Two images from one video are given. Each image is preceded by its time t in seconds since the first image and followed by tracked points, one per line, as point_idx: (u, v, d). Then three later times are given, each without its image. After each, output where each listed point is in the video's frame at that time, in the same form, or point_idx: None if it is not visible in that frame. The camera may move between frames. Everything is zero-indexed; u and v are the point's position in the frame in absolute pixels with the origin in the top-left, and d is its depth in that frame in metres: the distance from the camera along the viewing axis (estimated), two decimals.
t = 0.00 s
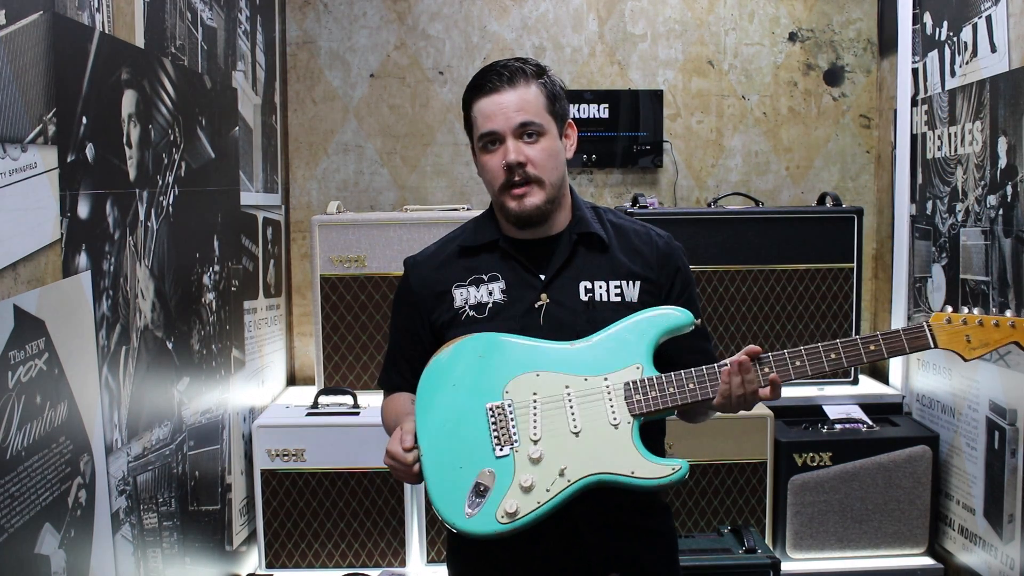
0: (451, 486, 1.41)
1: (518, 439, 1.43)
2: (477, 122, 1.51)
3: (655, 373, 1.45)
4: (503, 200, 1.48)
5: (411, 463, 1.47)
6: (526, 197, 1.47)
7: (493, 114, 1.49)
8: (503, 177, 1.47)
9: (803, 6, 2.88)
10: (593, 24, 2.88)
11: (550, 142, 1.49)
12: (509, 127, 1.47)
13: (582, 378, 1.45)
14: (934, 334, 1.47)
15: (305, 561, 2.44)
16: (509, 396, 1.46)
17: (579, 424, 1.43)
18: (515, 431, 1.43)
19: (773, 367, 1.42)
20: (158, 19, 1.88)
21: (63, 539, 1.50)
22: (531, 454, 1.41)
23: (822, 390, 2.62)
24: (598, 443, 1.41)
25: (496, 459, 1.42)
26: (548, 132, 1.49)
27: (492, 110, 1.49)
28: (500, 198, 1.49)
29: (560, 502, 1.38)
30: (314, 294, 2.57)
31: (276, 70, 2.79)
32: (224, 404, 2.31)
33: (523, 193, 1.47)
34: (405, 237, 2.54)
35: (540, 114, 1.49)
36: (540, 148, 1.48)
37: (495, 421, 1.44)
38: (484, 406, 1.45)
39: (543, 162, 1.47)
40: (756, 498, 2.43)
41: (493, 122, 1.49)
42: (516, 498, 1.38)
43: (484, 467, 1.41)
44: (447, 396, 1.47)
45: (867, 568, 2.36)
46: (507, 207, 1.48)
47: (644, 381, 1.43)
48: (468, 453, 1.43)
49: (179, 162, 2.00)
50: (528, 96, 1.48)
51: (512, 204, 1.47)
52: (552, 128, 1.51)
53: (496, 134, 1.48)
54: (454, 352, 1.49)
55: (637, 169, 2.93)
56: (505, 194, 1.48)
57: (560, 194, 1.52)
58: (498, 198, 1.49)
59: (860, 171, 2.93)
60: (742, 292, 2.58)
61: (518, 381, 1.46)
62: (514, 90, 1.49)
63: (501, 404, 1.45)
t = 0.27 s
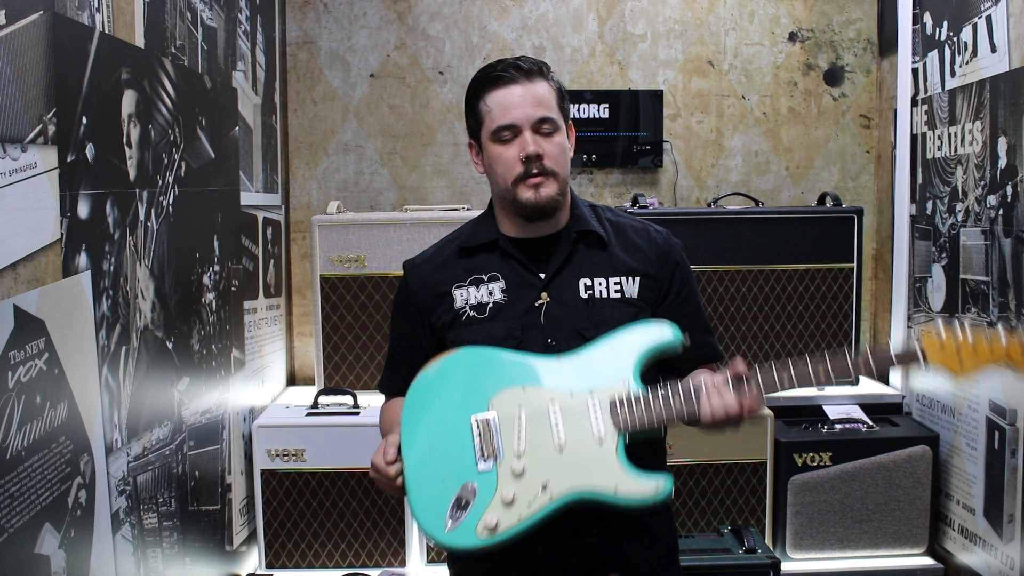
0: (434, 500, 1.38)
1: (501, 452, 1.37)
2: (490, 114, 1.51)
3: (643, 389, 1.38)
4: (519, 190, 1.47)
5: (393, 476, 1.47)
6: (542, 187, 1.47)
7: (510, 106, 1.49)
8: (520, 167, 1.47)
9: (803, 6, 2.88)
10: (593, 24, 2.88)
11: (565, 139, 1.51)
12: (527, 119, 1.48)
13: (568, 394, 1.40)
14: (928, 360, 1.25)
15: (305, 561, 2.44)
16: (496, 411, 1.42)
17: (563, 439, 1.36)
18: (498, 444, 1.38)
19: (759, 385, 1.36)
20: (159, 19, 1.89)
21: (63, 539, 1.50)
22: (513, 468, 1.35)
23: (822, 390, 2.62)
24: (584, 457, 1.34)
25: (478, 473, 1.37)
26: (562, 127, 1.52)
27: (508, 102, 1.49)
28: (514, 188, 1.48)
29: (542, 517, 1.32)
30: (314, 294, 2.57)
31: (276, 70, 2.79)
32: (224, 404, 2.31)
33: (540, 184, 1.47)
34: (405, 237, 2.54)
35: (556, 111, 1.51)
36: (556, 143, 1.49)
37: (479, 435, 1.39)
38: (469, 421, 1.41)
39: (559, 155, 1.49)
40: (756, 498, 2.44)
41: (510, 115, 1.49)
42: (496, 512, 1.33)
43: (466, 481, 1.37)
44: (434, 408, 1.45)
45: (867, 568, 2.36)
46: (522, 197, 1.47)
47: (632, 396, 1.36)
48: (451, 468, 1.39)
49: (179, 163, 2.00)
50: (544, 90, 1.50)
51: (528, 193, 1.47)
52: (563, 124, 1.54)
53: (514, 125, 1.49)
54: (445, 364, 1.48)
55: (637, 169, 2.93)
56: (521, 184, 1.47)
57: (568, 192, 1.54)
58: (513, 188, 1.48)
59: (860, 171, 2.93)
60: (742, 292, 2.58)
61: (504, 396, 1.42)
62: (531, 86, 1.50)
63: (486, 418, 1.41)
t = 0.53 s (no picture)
0: (429, 506, 1.42)
1: (499, 468, 1.43)
2: (472, 114, 1.52)
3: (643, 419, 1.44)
4: (500, 189, 1.48)
5: (391, 478, 1.47)
6: (521, 184, 1.46)
7: (487, 104, 1.49)
8: (498, 166, 1.47)
9: (803, 6, 2.88)
10: (593, 24, 2.88)
11: (545, 132, 1.49)
12: (504, 117, 1.48)
13: (568, 415, 1.44)
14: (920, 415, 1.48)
15: (305, 561, 2.44)
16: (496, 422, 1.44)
17: (561, 462, 1.42)
18: (497, 460, 1.43)
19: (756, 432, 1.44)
20: (159, 19, 1.88)
21: (63, 539, 1.50)
22: (511, 486, 1.41)
23: (822, 390, 2.62)
24: (578, 482, 1.42)
25: (476, 485, 1.42)
26: (544, 123, 1.49)
27: (487, 102, 1.49)
28: (496, 187, 1.49)
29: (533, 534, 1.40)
30: (314, 294, 2.57)
31: (276, 70, 2.79)
32: (224, 404, 2.31)
33: (519, 181, 1.46)
34: (405, 237, 2.54)
35: (533, 105, 1.49)
36: (535, 137, 1.47)
37: (478, 448, 1.43)
38: (469, 431, 1.44)
39: (538, 151, 1.47)
40: (756, 498, 2.44)
41: (487, 113, 1.49)
42: (490, 528, 1.40)
43: (462, 492, 1.42)
44: (434, 412, 1.45)
45: (867, 568, 2.36)
46: (503, 196, 1.48)
47: (631, 427, 1.42)
48: (449, 476, 1.42)
49: (179, 163, 2.00)
50: (522, 88, 1.49)
51: (508, 192, 1.47)
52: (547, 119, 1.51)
53: (491, 124, 1.48)
54: (446, 367, 1.46)
55: (637, 169, 2.93)
56: (501, 183, 1.47)
57: (556, 185, 1.51)
58: (494, 186, 1.48)
59: (860, 171, 2.93)
60: (742, 292, 2.58)
61: (505, 411, 1.44)
62: (509, 82, 1.49)
63: (486, 431, 1.44)
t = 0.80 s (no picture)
0: (435, 506, 1.42)
1: (504, 468, 1.43)
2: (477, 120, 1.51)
3: (646, 417, 1.44)
4: (505, 195, 1.47)
5: (399, 479, 1.47)
6: (528, 190, 1.46)
7: (493, 110, 1.48)
8: (505, 172, 1.46)
9: (803, 6, 2.88)
10: (594, 24, 2.88)
11: (550, 138, 1.49)
12: (510, 123, 1.47)
13: (572, 414, 1.44)
14: (925, 408, 1.46)
15: (305, 561, 2.44)
16: (501, 422, 1.45)
17: (566, 462, 1.42)
18: (502, 459, 1.43)
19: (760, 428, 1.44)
20: (159, 19, 1.88)
21: (63, 539, 1.50)
22: (516, 485, 1.42)
23: (822, 390, 2.62)
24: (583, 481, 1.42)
25: (482, 485, 1.43)
26: (548, 128, 1.49)
27: (492, 107, 1.48)
28: (502, 193, 1.48)
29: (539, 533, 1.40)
30: (314, 294, 2.57)
31: (276, 70, 2.79)
32: (224, 404, 2.31)
33: (525, 187, 1.46)
34: (405, 237, 2.54)
35: (538, 111, 1.49)
36: (540, 144, 1.48)
37: (483, 448, 1.43)
38: (473, 431, 1.44)
39: (544, 157, 1.47)
40: (756, 498, 2.44)
41: (492, 119, 1.48)
42: (496, 527, 1.40)
43: (468, 492, 1.42)
44: (439, 413, 1.45)
45: (867, 568, 2.36)
46: (508, 202, 1.47)
47: (634, 425, 1.42)
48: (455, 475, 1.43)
49: (179, 163, 2.00)
50: (527, 93, 1.49)
51: (514, 199, 1.46)
52: (551, 124, 1.51)
53: (496, 130, 1.48)
54: (450, 368, 1.46)
55: (637, 169, 2.93)
56: (507, 189, 1.47)
57: (560, 191, 1.52)
58: (500, 192, 1.48)
59: (860, 171, 2.93)
60: (742, 291, 2.58)
61: (509, 411, 1.44)
62: (513, 87, 1.49)
63: (491, 431, 1.44)
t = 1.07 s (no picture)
0: (435, 505, 1.42)
1: (504, 467, 1.43)
2: (474, 122, 1.51)
3: (645, 415, 1.44)
4: (503, 196, 1.47)
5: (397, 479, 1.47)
6: (525, 190, 1.46)
7: (489, 111, 1.48)
8: (501, 173, 1.46)
9: (803, 6, 2.88)
10: (593, 24, 2.88)
11: (547, 139, 1.49)
12: (506, 124, 1.47)
13: (571, 413, 1.44)
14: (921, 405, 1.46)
15: (305, 561, 2.44)
16: (500, 421, 1.45)
17: (565, 460, 1.42)
18: (502, 458, 1.43)
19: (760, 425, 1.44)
20: (159, 19, 1.88)
21: (63, 539, 1.50)
22: (516, 484, 1.41)
23: (822, 390, 2.62)
24: (583, 479, 1.42)
25: (481, 484, 1.42)
26: (545, 129, 1.49)
27: (489, 108, 1.48)
28: (499, 194, 1.48)
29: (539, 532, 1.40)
30: (314, 294, 2.57)
31: (276, 70, 2.79)
32: (224, 404, 2.31)
33: (523, 188, 1.46)
34: (405, 237, 2.54)
35: (535, 112, 1.48)
36: (538, 145, 1.47)
37: (482, 447, 1.43)
38: (472, 430, 1.44)
39: (541, 158, 1.47)
40: (756, 498, 2.44)
41: (489, 120, 1.48)
42: (496, 526, 1.40)
43: (467, 492, 1.42)
44: (438, 413, 1.45)
45: (868, 568, 2.36)
46: (506, 203, 1.47)
47: (633, 424, 1.42)
48: (454, 475, 1.43)
49: (179, 163, 2.00)
50: (524, 94, 1.48)
51: (511, 199, 1.46)
52: (548, 125, 1.51)
53: (493, 131, 1.48)
54: (450, 367, 1.47)
55: (637, 169, 2.93)
56: (504, 190, 1.47)
57: (558, 192, 1.52)
58: (497, 194, 1.48)
59: (860, 171, 2.93)
60: (742, 291, 2.58)
61: (508, 410, 1.45)
62: (509, 88, 1.49)
63: (490, 430, 1.44)
